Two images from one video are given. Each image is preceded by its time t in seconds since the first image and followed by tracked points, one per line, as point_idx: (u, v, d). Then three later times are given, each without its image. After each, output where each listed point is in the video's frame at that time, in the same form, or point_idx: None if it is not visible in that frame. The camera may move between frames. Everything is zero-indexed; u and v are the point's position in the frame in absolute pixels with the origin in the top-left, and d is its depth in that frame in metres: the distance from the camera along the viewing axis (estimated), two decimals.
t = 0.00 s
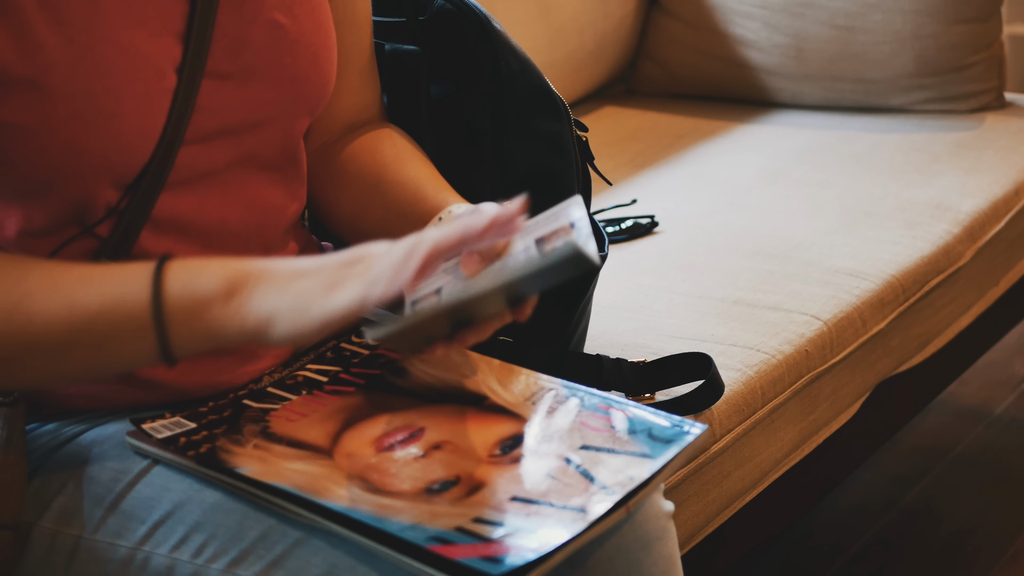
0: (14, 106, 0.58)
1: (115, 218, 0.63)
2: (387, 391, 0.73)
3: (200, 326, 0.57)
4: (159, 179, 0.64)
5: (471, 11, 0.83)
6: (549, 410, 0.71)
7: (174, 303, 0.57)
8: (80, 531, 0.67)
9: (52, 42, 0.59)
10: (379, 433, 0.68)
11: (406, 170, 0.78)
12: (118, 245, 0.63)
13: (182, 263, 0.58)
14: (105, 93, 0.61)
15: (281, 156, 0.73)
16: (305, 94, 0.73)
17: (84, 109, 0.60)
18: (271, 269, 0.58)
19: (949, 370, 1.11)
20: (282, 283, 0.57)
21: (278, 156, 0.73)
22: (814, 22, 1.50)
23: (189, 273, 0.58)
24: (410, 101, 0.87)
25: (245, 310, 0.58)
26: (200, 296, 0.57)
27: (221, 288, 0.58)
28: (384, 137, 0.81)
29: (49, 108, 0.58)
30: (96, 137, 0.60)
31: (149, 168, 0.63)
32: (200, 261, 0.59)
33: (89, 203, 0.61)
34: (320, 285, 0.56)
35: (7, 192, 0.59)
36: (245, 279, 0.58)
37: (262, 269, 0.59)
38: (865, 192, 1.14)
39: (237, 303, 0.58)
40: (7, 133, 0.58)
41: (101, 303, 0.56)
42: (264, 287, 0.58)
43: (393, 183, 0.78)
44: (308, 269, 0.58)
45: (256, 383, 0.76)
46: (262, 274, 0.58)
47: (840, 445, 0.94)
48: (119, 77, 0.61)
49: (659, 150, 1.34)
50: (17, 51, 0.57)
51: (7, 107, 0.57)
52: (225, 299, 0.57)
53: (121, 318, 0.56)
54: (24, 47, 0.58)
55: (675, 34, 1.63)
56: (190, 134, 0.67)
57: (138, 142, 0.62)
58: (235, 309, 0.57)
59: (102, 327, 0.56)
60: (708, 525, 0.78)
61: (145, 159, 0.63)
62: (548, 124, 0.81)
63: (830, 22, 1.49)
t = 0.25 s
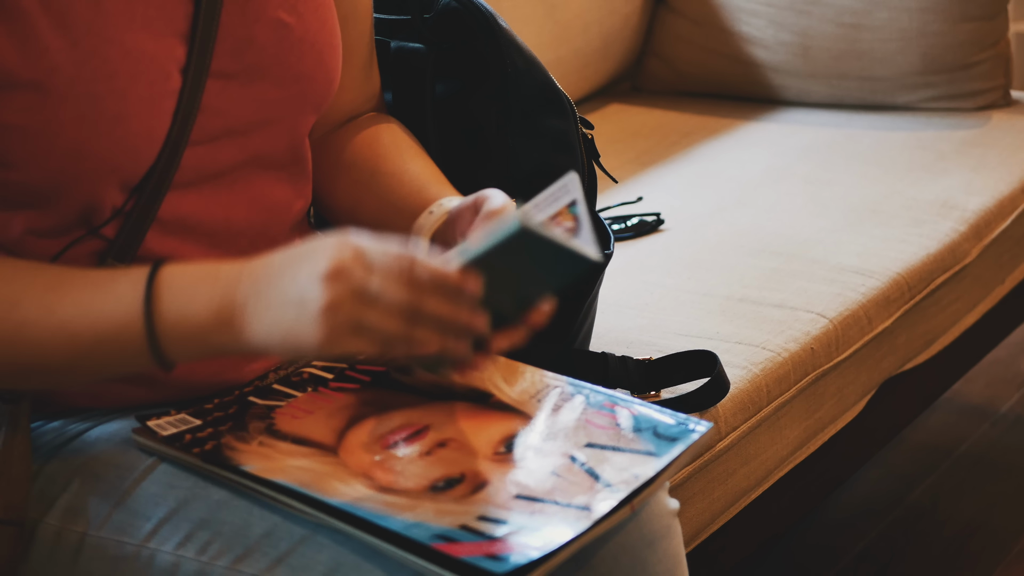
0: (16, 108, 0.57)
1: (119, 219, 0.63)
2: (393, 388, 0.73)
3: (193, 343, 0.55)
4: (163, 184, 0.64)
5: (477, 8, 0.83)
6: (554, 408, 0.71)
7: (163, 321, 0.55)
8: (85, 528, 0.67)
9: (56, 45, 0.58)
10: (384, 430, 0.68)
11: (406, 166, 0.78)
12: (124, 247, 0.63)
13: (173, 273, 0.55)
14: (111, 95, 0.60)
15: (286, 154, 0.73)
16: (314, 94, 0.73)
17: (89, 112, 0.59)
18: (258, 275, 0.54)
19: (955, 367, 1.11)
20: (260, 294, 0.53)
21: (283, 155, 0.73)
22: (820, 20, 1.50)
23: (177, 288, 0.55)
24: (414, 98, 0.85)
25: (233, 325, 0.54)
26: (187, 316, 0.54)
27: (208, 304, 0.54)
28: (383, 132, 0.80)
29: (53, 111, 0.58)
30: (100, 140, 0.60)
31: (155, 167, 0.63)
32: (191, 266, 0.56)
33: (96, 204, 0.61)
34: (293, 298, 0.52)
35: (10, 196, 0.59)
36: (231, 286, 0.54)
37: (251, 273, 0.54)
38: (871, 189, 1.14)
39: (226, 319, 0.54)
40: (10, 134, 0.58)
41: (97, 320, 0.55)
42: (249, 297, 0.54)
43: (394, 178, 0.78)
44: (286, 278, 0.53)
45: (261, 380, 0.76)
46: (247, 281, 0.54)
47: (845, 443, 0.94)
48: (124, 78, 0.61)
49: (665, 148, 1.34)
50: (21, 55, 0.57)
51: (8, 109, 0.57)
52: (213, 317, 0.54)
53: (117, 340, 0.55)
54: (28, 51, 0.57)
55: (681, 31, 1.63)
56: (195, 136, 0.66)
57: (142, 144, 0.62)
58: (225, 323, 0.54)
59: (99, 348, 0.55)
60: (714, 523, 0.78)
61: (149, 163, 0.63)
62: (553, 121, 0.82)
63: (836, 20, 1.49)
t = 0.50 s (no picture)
0: (19, 95, 0.58)
1: (121, 206, 0.63)
2: (397, 385, 0.73)
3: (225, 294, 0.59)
4: (165, 168, 0.63)
5: (478, 6, 0.84)
6: (557, 407, 0.71)
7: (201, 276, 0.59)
8: (89, 526, 0.67)
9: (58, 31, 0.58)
10: (387, 429, 0.68)
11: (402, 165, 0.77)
12: (128, 222, 0.63)
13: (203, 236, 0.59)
14: (115, 82, 0.60)
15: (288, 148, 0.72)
16: (315, 82, 0.72)
17: (91, 98, 0.59)
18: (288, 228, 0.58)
19: (959, 366, 1.11)
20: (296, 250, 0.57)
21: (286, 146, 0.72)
22: (824, 19, 1.50)
23: (212, 245, 0.59)
24: (417, 97, 0.85)
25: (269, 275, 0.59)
26: (224, 269, 0.59)
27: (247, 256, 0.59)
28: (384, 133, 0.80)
29: (57, 98, 0.59)
30: (103, 126, 0.60)
31: (155, 156, 0.63)
32: (222, 232, 0.60)
33: (96, 191, 0.62)
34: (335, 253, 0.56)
35: (15, 182, 0.60)
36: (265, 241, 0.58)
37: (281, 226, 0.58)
38: (876, 188, 1.13)
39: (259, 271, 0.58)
40: (14, 121, 0.58)
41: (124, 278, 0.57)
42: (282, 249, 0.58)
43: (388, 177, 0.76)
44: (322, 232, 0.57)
45: (265, 378, 0.75)
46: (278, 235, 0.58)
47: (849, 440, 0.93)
48: (126, 65, 0.61)
49: (669, 146, 1.34)
50: (24, 42, 0.57)
51: (12, 95, 0.58)
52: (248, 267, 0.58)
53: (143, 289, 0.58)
54: (30, 37, 0.57)
55: (685, 29, 1.63)
56: (197, 122, 0.66)
57: (146, 130, 0.62)
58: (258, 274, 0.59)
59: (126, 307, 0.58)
60: (717, 522, 0.78)
61: (154, 147, 0.63)
62: (556, 121, 0.82)
63: (841, 18, 1.49)
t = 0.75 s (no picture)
0: (42, 91, 0.58)
1: (136, 202, 0.63)
2: (405, 383, 0.73)
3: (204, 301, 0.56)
4: (180, 161, 0.64)
5: (489, 6, 0.82)
6: (564, 405, 0.71)
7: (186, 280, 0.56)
8: (98, 523, 0.67)
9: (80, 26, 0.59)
10: (395, 427, 0.68)
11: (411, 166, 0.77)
12: (135, 222, 0.63)
13: (189, 235, 0.56)
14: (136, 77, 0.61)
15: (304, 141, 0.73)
16: (331, 74, 0.72)
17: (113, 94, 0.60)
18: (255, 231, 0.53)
19: (965, 364, 1.12)
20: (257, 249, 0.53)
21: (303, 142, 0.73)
22: (831, 17, 1.50)
23: (193, 246, 0.56)
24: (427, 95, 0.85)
25: (247, 283, 0.55)
26: (202, 274, 0.55)
27: (220, 262, 0.55)
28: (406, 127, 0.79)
29: (84, 94, 0.59)
30: (125, 121, 0.60)
31: (173, 152, 0.63)
32: (194, 240, 0.56)
33: (117, 187, 0.63)
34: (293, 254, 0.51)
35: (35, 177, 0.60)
36: (238, 243, 0.54)
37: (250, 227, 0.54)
38: (882, 187, 1.13)
39: (236, 279, 0.55)
40: (37, 117, 0.58)
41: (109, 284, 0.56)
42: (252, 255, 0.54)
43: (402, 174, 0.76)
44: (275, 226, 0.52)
45: (273, 377, 0.76)
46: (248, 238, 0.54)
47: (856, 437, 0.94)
48: (146, 59, 0.61)
49: (675, 145, 1.34)
50: (48, 38, 0.57)
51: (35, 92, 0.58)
52: (224, 273, 0.55)
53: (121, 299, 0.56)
54: (52, 32, 0.57)
55: (692, 28, 1.63)
56: (214, 116, 0.67)
57: (166, 124, 0.62)
58: (235, 281, 0.55)
59: (114, 314, 0.56)
60: (724, 520, 0.79)
61: (175, 142, 0.63)
62: (564, 119, 0.84)
63: (848, 17, 1.49)
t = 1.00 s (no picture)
0: (47, 91, 0.58)
1: (141, 201, 0.63)
2: (409, 385, 0.73)
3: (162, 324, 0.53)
4: (184, 160, 0.64)
5: (494, 4, 0.82)
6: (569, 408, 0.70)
7: (137, 305, 0.53)
8: (101, 522, 0.66)
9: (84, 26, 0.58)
10: (398, 428, 0.68)
11: (415, 176, 0.78)
12: (139, 223, 0.63)
13: (139, 256, 0.53)
14: (140, 75, 0.60)
15: (313, 140, 0.72)
16: (337, 72, 0.72)
17: (117, 93, 0.60)
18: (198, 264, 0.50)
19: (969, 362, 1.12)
20: (205, 286, 0.50)
21: (312, 141, 0.72)
22: (836, 15, 1.50)
23: (143, 269, 0.53)
24: (431, 92, 0.84)
25: (201, 310, 0.52)
26: (154, 300, 0.52)
27: (169, 291, 0.52)
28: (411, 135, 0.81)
29: (87, 94, 0.59)
30: (129, 120, 0.60)
31: (177, 152, 0.63)
32: (148, 262, 0.53)
33: (121, 187, 0.63)
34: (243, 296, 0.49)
35: (40, 177, 0.60)
36: (182, 275, 0.51)
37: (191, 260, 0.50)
38: (887, 184, 1.13)
39: (187, 306, 0.52)
40: (40, 118, 0.58)
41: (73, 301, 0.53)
42: (200, 284, 0.51)
43: (408, 185, 0.77)
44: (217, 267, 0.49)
45: (277, 378, 0.76)
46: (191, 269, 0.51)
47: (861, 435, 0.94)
48: (150, 59, 0.61)
49: (680, 143, 1.34)
50: (52, 38, 0.57)
51: (39, 92, 0.57)
52: (175, 301, 0.52)
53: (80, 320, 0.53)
54: (57, 31, 0.57)
55: (696, 26, 1.63)
56: (219, 115, 0.66)
57: (171, 123, 0.62)
58: (186, 308, 0.52)
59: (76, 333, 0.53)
60: (728, 519, 0.78)
61: (179, 140, 0.63)
62: (569, 116, 0.84)
63: (853, 15, 1.49)
